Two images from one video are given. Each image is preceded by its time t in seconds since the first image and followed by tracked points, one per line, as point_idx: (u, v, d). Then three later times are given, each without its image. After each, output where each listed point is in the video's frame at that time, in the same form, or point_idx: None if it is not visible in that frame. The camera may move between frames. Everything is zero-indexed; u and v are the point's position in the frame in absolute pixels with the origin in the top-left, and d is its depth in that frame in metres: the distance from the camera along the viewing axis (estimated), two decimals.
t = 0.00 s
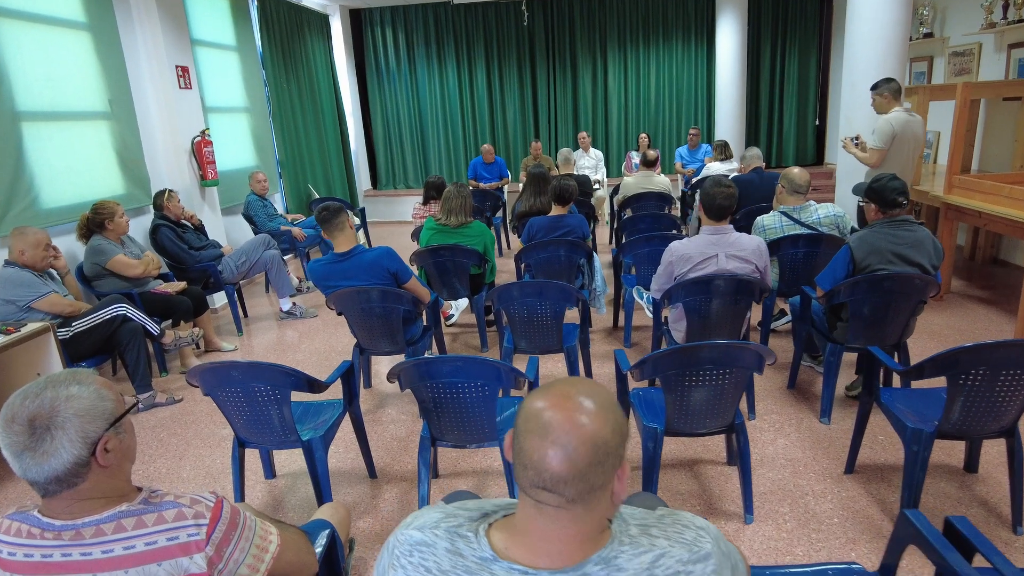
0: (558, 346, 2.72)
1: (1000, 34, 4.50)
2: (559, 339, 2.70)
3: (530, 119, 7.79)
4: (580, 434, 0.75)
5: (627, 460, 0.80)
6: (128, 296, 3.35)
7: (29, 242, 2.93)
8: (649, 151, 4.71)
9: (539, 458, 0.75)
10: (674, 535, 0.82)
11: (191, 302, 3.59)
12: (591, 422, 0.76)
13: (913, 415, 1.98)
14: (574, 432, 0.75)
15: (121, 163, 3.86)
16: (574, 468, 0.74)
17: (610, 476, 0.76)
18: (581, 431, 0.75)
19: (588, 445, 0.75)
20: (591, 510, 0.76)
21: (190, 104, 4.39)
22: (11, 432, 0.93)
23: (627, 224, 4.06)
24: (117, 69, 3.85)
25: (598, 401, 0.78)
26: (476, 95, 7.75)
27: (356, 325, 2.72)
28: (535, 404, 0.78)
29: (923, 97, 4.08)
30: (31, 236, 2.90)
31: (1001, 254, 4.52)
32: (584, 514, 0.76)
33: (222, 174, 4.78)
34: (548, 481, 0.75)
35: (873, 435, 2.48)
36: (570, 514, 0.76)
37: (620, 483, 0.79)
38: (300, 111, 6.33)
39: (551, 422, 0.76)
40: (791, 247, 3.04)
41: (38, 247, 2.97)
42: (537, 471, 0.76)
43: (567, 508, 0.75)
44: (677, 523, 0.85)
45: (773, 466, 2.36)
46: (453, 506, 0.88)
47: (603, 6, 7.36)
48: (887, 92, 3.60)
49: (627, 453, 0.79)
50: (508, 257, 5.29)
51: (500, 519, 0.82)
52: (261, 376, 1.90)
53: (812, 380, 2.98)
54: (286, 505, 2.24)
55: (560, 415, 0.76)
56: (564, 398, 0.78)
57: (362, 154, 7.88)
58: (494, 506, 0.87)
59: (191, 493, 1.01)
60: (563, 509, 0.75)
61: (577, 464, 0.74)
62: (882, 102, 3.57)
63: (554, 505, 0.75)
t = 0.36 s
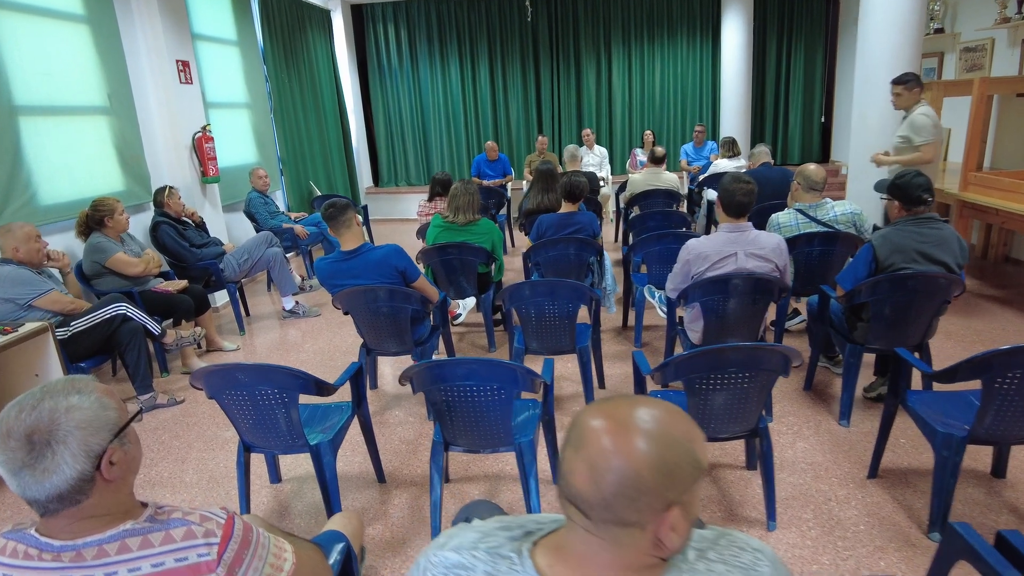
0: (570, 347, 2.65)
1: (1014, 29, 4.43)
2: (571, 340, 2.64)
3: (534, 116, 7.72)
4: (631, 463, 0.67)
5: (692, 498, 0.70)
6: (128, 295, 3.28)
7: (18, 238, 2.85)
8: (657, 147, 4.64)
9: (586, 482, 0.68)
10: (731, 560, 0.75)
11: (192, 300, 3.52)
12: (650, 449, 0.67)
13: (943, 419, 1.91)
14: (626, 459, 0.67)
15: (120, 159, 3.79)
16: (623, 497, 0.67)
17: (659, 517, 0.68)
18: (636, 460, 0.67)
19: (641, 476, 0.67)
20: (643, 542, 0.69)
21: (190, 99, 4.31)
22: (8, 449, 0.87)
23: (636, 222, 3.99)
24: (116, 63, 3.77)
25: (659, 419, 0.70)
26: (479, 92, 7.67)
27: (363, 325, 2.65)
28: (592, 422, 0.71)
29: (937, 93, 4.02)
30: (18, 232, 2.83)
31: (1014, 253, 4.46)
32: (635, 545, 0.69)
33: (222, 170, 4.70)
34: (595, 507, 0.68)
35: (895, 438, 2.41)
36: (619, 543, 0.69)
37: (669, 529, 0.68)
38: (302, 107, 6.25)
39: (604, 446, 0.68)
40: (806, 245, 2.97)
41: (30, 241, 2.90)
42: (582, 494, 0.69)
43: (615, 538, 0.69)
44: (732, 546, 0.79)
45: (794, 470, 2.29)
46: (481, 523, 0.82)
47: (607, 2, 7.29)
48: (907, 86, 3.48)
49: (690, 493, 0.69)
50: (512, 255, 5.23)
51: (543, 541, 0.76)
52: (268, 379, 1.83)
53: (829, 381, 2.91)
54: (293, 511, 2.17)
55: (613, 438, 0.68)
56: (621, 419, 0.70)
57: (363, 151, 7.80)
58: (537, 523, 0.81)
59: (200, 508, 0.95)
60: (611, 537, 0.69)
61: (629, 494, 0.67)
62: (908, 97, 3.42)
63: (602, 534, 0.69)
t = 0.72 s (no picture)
0: (586, 347, 2.58)
1: None
2: (588, 340, 2.57)
3: (538, 112, 7.64)
4: (710, 482, 0.62)
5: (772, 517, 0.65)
6: (131, 293, 3.21)
7: (21, 233, 2.77)
8: (667, 145, 4.60)
9: (663, 508, 0.63)
10: None
11: (196, 299, 3.45)
12: (730, 465, 0.62)
13: (977, 420, 1.85)
14: (706, 478, 0.62)
15: (122, 155, 3.71)
16: (706, 521, 0.62)
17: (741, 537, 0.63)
18: (717, 479, 0.62)
19: (723, 496, 0.62)
20: (722, 567, 0.65)
21: (192, 94, 4.23)
22: (15, 465, 0.79)
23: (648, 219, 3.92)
24: (117, 56, 3.69)
25: (734, 432, 0.65)
26: (482, 88, 7.59)
27: (373, 324, 2.58)
28: (661, 438, 0.65)
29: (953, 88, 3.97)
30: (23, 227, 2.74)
31: None
32: (715, 568, 0.65)
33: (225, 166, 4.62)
34: (670, 534, 0.63)
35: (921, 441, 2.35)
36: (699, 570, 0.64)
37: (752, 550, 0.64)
38: (304, 103, 6.17)
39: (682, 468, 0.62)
40: (824, 243, 2.91)
41: (32, 237, 2.81)
42: (659, 522, 0.63)
43: (691, 563, 0.64)
44: (810, 570, 0.72)
45: (819, 474, 2.23)
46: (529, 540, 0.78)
47: None
48: (954, 80, 3.31)
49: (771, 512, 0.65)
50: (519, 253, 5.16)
51: (603, 565, 0.70)
52: (280, 381, 1.76)
53: (848, 382, 2.85)
54: (303, 516, 2.10)
55: (690, 456, 0.63)
56: (694, 436, 0.64)
57: (365, 147, 7.72)
58: (594, 546, 0.75)
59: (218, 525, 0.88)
60: (691, 565, 0.64)
61: (712, 518, 0.62)
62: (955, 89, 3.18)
63: (682, 562, 0.64)
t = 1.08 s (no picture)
0: (605, 343, 2.54)
1: None
2: (607, 336, 2.53)
3: (543, 106, 7.58)
4: (809, 482, 0.58)
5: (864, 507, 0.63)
6: (139, 288, 3.17)
7: (20, 227, 2.68)
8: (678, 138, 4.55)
9: (788, 522, 0.58)
10: None
11: (204, 294, 3.40)
12: (829, 463, 0.59)
13: (1011, 417, 1.82)
14: (805, 478, 0.58)
15: (127, 148, 3.65)
16: (823, 521, 0.59)
17: (848, 530, 0.61)
18: (815, 477, 0.58)
19: (831, 495, 0.59)
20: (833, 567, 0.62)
21: (198, 87, 4.17)
22: (42, 468, 0.76)
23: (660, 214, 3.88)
24: (122, 48, 3.63)
25: (823, 430, 0.63)
26: (487, 82, 7.53)
27: (388, 319, 2.55)
28: (747, 444, 0.62)
29: (968, 81, 3.94)
30: (20, 222, 2.65)
31: None
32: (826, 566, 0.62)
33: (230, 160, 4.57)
34: (797, 547, 0.59)
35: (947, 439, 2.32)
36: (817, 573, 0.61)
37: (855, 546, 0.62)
38: (308, 97, 6.10)
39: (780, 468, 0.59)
40: (843, 238, 2.87)
41: (31, 231, 2.72)
42: (791, 539, 0.59)
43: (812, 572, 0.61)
44: None
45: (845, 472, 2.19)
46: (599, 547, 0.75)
47: None
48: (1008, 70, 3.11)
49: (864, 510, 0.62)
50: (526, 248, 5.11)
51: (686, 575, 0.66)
52: (301, 379, 1.72)
53: (868, 379, 2.82)
54: (322, 516, 2.06)
55: (788, 456, 0.59)
56: (784, 434, 0.61)
57: (369, 142, 7.66)
58: (669, 557, 0.71)
59: (263, 531, 0.84)
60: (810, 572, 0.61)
61: (821, 516, 0.58)
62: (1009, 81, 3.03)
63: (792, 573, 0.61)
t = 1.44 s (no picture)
0: (627, 337, 2.52)
1: None
2: (630, 330, 2.51)
3: (547, 100, 7.54)
4: (922, 486, 0.57)
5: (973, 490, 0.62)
6: (150, 281, 3.13)
7: (29, 220, 2.59)
8: (689, 132, 4.52)
9: (926, 526, 0.58)
10: None
11: (215, 287, 3.36)
12: (939, 462, 0.58)
13: None
14: (917, 480, 0.57)
15: (135, 139, 3.59)
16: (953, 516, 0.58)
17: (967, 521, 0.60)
18: (927, 479, 0.58)
19: (947, 493, 0.58)
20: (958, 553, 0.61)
21: (205, 78, 4.12)
22: (117, 462, 0.74)
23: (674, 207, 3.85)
24: (130, 38, 3.57)
25: (927, 425, 0.62)
26: (491, 75, 7.47)
27: (408, 313, 2.52)
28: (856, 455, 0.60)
29: (983, 75, 3.92)
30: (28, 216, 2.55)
31: None
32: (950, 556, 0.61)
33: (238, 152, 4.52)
34: (936, 545, 0.59)
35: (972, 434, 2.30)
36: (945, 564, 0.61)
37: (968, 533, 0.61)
38: (312, 89, 6.05)
39: (885, 474, 0.58)
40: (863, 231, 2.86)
41: (40, 224, 2.62)
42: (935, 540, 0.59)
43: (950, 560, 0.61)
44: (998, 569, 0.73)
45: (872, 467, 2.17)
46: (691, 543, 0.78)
47: None
48: None
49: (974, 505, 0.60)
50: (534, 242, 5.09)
51: None
52: (332, 372, 1.70)
53: (887, 373, 2.81)
54: (347, 511, 2.04)
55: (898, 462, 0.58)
56: (890, 437, 0.60)
57: (371, 136, 7.61)
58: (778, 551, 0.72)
59: (333, 530, 0.81)
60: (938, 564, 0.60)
61: (942, 514, 0.58)
62: None
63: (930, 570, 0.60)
